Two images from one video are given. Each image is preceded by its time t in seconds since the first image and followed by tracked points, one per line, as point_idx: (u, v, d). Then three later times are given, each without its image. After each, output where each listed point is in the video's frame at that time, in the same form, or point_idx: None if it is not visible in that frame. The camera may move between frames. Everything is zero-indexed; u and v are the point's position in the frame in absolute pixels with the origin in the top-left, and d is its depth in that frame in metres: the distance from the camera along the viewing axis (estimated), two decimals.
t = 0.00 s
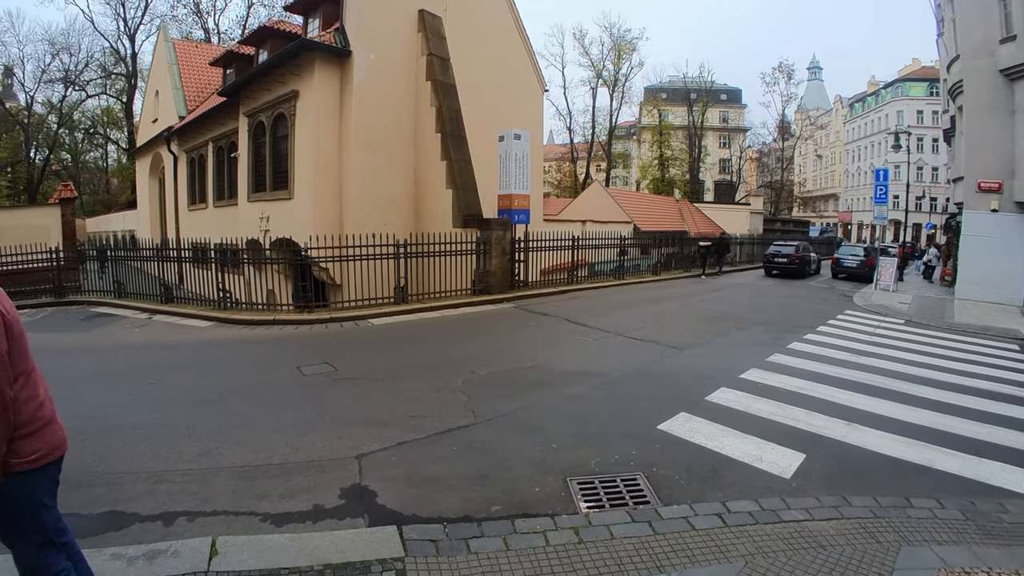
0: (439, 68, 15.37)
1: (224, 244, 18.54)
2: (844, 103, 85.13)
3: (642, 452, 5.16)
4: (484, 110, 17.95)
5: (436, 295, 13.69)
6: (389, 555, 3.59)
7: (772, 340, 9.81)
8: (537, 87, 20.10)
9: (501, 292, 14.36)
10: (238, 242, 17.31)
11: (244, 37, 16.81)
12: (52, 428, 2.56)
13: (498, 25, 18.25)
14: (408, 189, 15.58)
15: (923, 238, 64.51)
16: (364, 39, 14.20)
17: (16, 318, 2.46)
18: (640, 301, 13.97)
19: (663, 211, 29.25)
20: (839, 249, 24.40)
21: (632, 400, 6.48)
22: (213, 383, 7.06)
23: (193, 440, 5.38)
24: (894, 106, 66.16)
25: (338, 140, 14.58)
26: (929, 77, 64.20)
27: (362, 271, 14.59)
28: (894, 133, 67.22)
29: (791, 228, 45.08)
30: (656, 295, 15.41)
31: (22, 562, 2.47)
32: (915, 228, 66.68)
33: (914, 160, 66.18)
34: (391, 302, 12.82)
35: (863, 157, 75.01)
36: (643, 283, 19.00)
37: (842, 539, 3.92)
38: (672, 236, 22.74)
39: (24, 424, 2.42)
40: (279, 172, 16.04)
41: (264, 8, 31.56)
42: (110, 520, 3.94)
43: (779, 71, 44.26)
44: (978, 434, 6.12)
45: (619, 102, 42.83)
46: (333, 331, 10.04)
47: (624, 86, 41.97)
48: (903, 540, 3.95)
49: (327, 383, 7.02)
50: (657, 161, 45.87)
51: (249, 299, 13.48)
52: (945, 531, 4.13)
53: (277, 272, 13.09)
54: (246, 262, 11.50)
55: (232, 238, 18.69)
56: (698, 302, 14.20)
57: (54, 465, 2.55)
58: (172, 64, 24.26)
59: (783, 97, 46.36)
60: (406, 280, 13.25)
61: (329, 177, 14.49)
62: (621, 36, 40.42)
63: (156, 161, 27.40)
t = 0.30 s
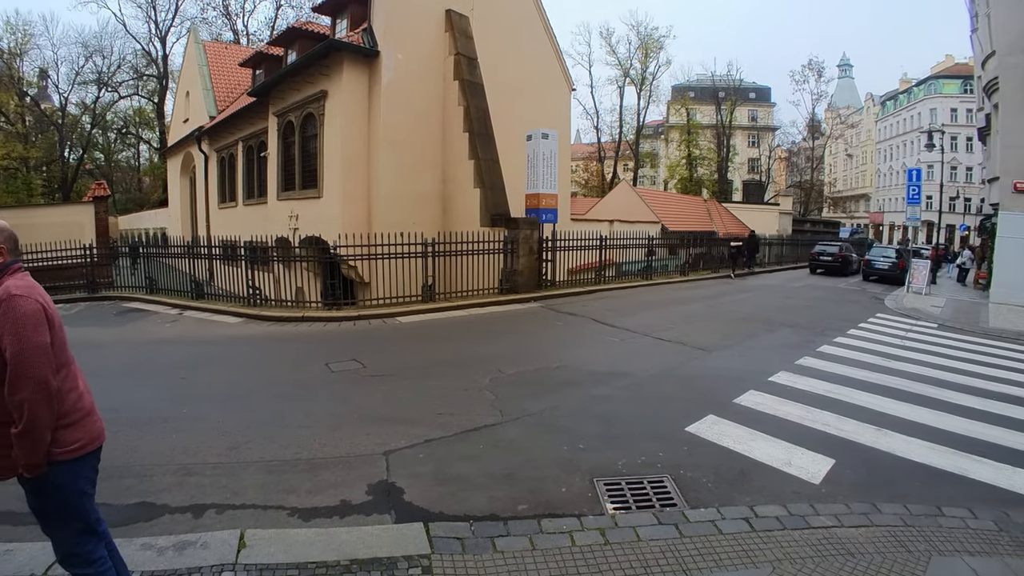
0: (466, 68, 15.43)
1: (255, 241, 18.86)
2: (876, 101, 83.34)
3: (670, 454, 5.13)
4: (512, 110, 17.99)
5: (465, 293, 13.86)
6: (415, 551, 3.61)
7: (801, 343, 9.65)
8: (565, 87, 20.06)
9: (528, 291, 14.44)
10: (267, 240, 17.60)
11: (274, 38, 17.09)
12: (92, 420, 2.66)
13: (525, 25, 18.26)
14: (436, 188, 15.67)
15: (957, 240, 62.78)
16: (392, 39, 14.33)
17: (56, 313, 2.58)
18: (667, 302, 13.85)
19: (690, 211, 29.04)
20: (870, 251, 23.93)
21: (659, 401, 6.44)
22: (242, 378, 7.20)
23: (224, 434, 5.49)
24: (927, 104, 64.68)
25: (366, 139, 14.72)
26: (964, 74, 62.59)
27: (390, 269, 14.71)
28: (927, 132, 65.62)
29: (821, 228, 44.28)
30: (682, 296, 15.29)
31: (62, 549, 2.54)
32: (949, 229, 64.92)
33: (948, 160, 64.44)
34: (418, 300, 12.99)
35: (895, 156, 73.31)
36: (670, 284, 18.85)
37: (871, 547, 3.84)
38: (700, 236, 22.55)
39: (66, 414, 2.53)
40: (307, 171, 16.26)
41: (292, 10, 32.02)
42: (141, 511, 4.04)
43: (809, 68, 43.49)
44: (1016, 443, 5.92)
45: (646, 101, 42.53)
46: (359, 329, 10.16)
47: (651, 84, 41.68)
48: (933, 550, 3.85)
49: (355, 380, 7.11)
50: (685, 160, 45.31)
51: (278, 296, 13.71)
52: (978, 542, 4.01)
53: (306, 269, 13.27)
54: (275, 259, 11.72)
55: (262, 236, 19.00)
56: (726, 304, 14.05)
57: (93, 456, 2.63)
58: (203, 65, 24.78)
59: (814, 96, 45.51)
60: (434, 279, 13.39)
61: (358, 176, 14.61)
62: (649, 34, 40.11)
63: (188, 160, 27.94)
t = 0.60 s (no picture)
0: (490, 68, 15.47)
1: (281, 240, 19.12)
2: (904, 100, 81.68)
3: (694, 456, 5.10)
4: (536, 110, 18.00)
5: (489, 292, 13.95)
6: (438, 549, 3.64)
7: (827, 346, 9.50)
8: (590, 87, 19.99)
9: (552, 291, 14.48)
10: (293, 239, 17.84)
11: (299, 40, 17.30)
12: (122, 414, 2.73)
13: (549, 25, 18.26)
14: (460, 187, 15.75)
15: (988, 241, 61.21)
16: (417, 39, 14.43)
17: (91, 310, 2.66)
18: (691, 303, 13.74)
19: (715, 211, 28.84)
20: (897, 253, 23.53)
21: (683, 403, 6.40)
22: (269, 373, 7.31)
23: (250, 429, 5.58)
24: (956, 103, 63.30)
25: (391, 139, 14.82)
26: (996, 71, 61.04)
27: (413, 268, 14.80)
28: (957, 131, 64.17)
29: (847, 229, 43.54)
30: (706, 297, 15.17)
31: (88, 541, 2.58)
32: (979, 230, 63.33)
33: (979, 159, 62.87)
34: (442, 299, 13.12)
35: (924, 155, 71.80)
36: (695, 285, 18.72)
37: (899, 555, 3.77)
38: (724, 237, 22.35)
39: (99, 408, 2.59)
40: (332, 171, 16.43)
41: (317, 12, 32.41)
42: (168, 504, 4.13)
43: (836, 67, 42.77)
44: None
45: (670, 100, 42.23)
46: (381, 327, 10.26)
47: (676, 84, 41.38)
48: (962, 559, 3.76)
49: (380, 377, 7.18)
50: (709, 159, 44.81)
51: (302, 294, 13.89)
52: (1010, 552, 3.91)
53: (331, 268, 13.43)
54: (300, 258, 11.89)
55: (287, 235, 19.26)
56: (751, 305, 13.91)
57: (123, 450, 2.69)
58: (229, 66, 25.22)
59: (840, 94, 44.75)
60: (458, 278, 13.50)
61: (382, 175, 14.72)
62: (672, 32, 39.85)
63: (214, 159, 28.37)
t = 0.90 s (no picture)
0: (545, 64, 15.48)
1: (340, 234, 19.70)
2: (975, 94, 77.16)
3: (750, 460, 5.02)
4: (591, 105, 17.92)
5: (545, 289, 14.23)
6: (490, 540, 3.71)
7: (890, 352, 9.13)
8: (646, 81, 19.67)
9: (607, 288, 14.64)
10: (351, 233, 18.37)
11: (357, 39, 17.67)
12: (107, 411, 2.78)
13: (604, 20, 18.07)
14: (516, 183, 15.85)
15: None
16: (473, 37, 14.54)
17: (71, 307, 2.70)
18: (747, 304, 13.45)
19: (773, 211, 28.08)
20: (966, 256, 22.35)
21: (739, 406, 6.28)
22: (327, 363, 7.58)
23: (310, 416, 5.81)
24: None
25: (447, 135, 15.01)
26: None
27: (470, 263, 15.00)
28: None
29: (910, 230, 41.47)
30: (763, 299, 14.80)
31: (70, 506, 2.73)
32: None
33: None
34: (498, 295, 13.50)
35: (996, 153, 67.65)
36: (753, 285, 18.27)
37: (961, 570, 3.61)
38: (782, 236, 21.73)
39: (65, 408, 2.64)
40: (390, 167, 16.77)
41: (371, 10, 32.94)
42: (232, 484, 4.36)
43: (900, 59, 40.67)
44: None
45: (727, 96, 41.13)
46: (433, 321, 10.46)
47: (734, 79, 40.28)
48: None
49: (435, 370, 7.33)
50: (768, 157, 43.40)
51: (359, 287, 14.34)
52: None
53: (389, 262, 13.80)
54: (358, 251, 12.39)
55: (346, 229, 19.84)
56: (811, 308, 13.51)
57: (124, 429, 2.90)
58: (288, 66, 26.09)
59: (907, 89, 42.58)
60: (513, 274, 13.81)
61: (439, 171, 14.93)
62: (729, 26, 38.82)
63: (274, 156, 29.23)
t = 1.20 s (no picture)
0: (549, 63, 15.50)
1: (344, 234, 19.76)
2: (980, 93, 76.83)
3: (751, 458, 5.02)
4: (594, 105, 17.94)
5: (549, 287, 14.27)
6: (491, 537, 3.73)
7: (893, 351, 9.12)
8: (649, 80, 19.64)
9: (611, 287, 14.69)
10: (355, 232, 18.41)
11: (360, 39, 17.70)
12: (88, 403, 2.92)
13: (607, 20, 18.07)
14: (520, 183, 15.87)
15: None
16: (476, 37, 14.58)
17: (52, 305, 2.83)
18: (750, 304, 13.44)
19: (776, 210, 28.02)
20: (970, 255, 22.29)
21: (741, 405, 6.29)
22: (330, 362, 7.61)
23: (313, 414, 5.84)
24: None
25: (450, 134, 15.02)
26: None
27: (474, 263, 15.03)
28: None
29: (915, 229, 41.31)
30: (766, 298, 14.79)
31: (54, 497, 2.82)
32: None
33: None
34: (501, 294, 13.60)
35: (1002, 152, 67.31)
36: (756, 284, 18.25)
37: (960, 569, 3.61)
38: (786, 236, 21.70)
39: (42, 402, 2.76)
40: (394, 167, 16.81)
41: (375, 10, 32.99)
42: (234, 481, 4.39)
43: (904, 57, 40.51)
44: None
45: (731, 95, 41.04)
46: (436, 320, 10.46)
47: (737, 78, 40.21)
48: None
49: (438, 369, 7.36)
50: (772, 156, 43.32)
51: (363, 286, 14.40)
52: None
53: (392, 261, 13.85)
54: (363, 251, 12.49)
55: (350, 228, 19.89)
56: (815, 307, 13.49)
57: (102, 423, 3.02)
58: (292, 66, 26.17)
59: (911, 88, 42.43)
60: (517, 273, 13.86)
61: (443, 171, 14.97)
62: (733, 25, 38.73)
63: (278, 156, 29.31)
